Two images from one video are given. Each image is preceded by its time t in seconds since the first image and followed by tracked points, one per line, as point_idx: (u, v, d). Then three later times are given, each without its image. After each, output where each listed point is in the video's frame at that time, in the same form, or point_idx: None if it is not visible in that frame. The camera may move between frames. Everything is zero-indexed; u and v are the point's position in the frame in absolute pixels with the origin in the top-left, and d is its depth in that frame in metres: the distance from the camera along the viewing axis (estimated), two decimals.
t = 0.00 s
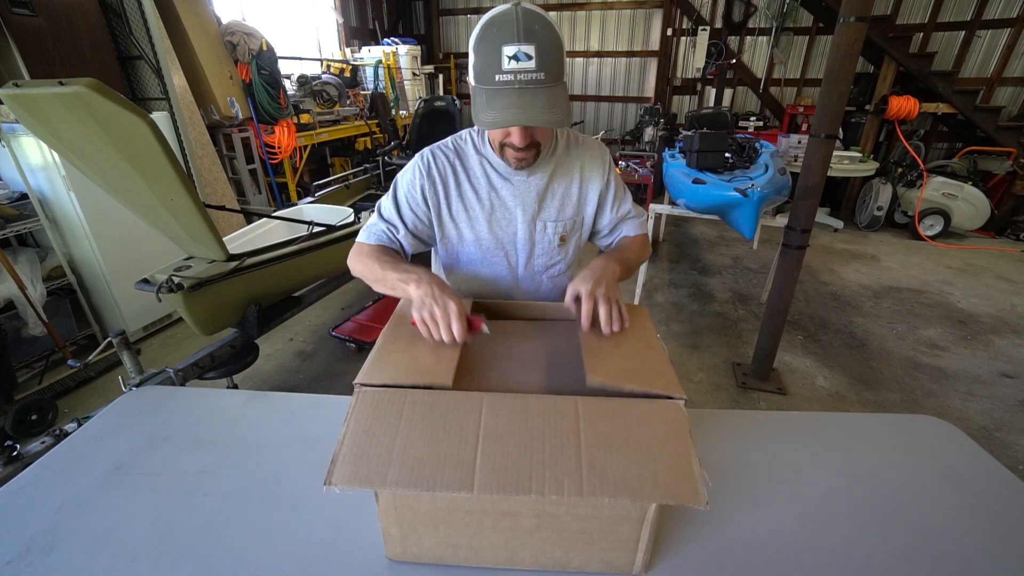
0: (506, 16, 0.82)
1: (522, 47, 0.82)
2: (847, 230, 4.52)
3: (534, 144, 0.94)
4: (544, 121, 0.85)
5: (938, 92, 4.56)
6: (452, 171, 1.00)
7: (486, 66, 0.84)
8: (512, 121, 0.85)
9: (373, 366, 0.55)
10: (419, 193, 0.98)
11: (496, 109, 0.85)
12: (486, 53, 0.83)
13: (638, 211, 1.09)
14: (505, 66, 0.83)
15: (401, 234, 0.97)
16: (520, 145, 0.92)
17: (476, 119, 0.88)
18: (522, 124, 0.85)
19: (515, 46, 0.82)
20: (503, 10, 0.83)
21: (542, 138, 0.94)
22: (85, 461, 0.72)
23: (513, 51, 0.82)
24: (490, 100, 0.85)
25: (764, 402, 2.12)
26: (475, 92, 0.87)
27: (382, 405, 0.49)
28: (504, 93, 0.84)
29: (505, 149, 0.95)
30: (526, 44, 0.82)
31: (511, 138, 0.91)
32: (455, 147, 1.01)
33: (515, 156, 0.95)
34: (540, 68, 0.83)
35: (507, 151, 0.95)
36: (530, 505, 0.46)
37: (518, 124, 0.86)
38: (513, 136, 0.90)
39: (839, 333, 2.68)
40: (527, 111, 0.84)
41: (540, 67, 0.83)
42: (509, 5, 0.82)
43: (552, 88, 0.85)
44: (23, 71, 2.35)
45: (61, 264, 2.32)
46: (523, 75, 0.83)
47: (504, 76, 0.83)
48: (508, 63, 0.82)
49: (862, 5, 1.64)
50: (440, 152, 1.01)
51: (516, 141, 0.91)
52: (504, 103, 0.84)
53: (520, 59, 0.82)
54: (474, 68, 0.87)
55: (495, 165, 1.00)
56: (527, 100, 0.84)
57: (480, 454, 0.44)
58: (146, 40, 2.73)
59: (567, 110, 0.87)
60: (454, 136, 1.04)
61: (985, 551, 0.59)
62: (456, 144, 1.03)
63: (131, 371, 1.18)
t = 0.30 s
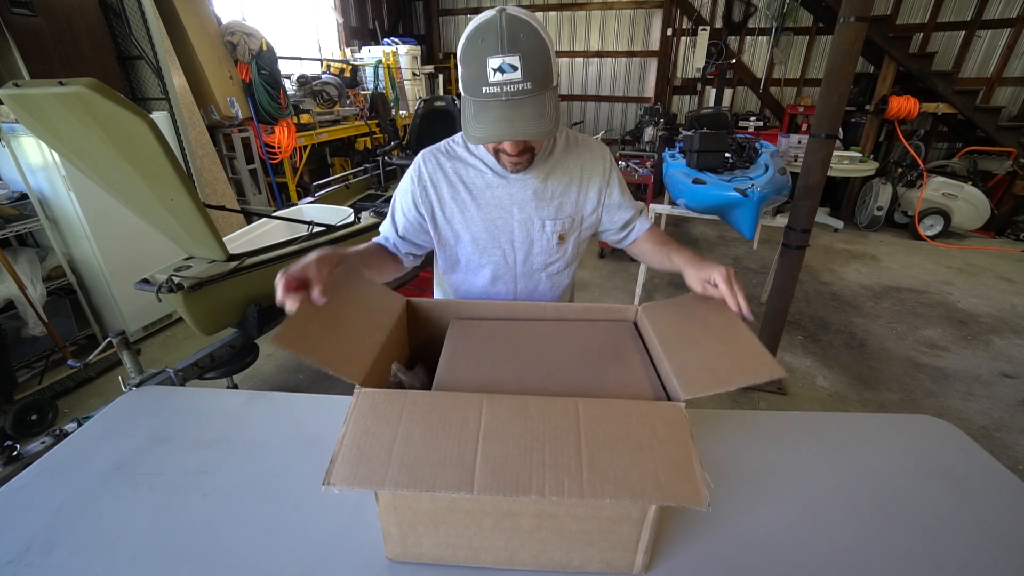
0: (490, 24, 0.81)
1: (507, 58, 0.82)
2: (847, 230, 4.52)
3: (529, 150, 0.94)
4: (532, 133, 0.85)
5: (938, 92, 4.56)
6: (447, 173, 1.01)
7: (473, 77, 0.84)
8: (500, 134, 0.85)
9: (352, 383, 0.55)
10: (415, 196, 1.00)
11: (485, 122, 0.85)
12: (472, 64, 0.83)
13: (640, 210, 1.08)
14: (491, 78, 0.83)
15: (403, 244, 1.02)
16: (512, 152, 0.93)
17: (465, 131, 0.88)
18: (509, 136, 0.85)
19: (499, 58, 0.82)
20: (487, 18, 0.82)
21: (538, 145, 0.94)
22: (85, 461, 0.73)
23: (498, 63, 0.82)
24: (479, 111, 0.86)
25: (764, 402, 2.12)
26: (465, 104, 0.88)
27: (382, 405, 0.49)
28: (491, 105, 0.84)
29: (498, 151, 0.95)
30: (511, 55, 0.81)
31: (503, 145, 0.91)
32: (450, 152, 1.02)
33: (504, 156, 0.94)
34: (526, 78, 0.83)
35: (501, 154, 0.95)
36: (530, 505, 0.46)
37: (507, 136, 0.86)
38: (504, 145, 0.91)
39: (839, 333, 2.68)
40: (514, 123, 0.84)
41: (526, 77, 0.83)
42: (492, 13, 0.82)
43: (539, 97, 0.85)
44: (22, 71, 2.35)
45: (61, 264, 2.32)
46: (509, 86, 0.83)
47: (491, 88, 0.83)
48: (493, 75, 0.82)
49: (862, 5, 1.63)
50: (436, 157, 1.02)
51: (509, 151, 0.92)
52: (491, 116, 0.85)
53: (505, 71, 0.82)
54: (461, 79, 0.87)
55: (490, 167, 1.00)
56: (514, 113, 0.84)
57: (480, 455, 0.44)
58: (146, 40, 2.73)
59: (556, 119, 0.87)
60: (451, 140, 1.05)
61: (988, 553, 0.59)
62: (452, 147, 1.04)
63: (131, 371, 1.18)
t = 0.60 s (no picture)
0: (463, 22, 0.82)
1: (468, 54, 0.81)
2: (847, 230, 4.52)
3: (496, 149, 0.93)
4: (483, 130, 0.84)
5: (938, 92, 4.56)
6: (435, 179, 1.00)
7: (440, 70, 0.86)
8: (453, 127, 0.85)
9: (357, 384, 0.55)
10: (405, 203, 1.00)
11: (441, 114, 0.86)
12: (440, 58, 0.85)
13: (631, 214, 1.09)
14: (452, 71, 0.84)
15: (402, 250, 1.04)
16: (479, 150, 0.93)
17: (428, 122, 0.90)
18: (457, 130, 0.84)
19: (461, 53, 0.82)
20: (465, 16, 0.84)
21: (506, 145, 0.94)
22: (85, 461, 0.73)
23: (459, 57, 0.82)
24: (439, 104, 0.87)
25: (764, 402, 2.12)
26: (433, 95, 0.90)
27: (382, 404, 0.49)
28: (451, 97, 0.85)
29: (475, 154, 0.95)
30: (473, 51, 0.81)
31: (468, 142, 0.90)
32: (440, 157, 1.02)
33: (485, 160, 0.94)
34: (486, 76, 0.83)
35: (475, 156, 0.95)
36: (529, 505, 0.46)
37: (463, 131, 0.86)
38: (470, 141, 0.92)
39: (839, 333, 2.68)
40: (465, 118, 0.83)
41: (485, 74, 0.82)
42: (469, 11, 0.82)
43: (498, 96, 0.84)
44: (22, 71, 2.35)
45: (61, 264, 2.32)
46: (468, 82, 0.83)
47: (452, 81, 0.84)
48: (453, 69, 0.83)
49: (862, 5, 1.64)
50: (425, 162, 1.01)
51: (475, 147, 0.92)
52: (445, 108, 0.85)
53: (465, 66, 0.82)
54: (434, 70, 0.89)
55: (478, 171, 1.00)
56: (467, 108, 0.84)
57: (479, 454, 0.44)
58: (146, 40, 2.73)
59: (512, 120, 0.85)
60: (440, 144, 1.04)
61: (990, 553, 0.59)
62: (441, 152, 1.03)
63: (131, 370, 1.19)
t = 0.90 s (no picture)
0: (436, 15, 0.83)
1: (440, 44, 0.81)
2: (847, 230, 4.52)
3: (476, 138, 0.92)
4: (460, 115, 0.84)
5: (938, 92, 4.56)
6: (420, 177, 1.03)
7: (414, 63, 0.86)
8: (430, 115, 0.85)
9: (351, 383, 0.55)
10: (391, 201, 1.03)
11: (417, 104, 0.85)
12: (414, 50, 0.85)
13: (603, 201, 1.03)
14: (426, 62, 0.83)
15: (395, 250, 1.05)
16: (458, 141, 0.91)
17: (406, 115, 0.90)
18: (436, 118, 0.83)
19: (434, 42, 0.81)
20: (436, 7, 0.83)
21: (486, 134, 0.93)
22: (85, 461, 0.73)
23: (432, 47, 0.82)
24: (417, 95, 0.86)
25: (764, 402, 2.12)
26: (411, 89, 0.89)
27: (382, 405, 0.49)
28: (426, 88, 0.85)
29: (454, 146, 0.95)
30: (445, 40, 0.81)
31: (449, 133, 0.90)
32: (424, 155, 1.05)
33: (464, 152, 0.94)
34: (459, 63, 0.82)
35: (455, 146, 0.94)
36: (529, 506, 0.46)
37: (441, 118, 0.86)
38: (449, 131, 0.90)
39: (839, 333, 2.68)
40: (441, 106, 0.83)
41: (459, 62, 0.82)
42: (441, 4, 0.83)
43: (472, 83, 0.84)
44: (22, 71, 2.36)
45: (61, 264, 2.32)
46: (442, 70, 0.83)
47: (426, 71, 0.84)
48: (426, 59, 0.83)
49: (862, 5, 1.64)
50: (409, 161, 1.04)
51: (454, 137, 0.90)
52: (422, 98, 0.85)
53: (438, 55, 0.82)
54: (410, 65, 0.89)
55: (459, 165, 1.02)
56: (443, 96, 0.83)
57: (479, 454, 0.44)
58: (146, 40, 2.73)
59: (487, 106, 0.85)
60: (425, 145, 1.07)
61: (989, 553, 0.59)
62: (425, 151, 1.06)
63: (131, 370, 1.18)
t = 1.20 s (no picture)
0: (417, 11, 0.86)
1: (421, 33, 0.84)
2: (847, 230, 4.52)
3: (461, 129, 0.92)
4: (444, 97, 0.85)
5: (938, 92, 4.56)
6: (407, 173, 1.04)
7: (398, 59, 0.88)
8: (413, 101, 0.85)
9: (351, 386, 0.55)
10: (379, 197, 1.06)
11: (402, 93, 0.86)
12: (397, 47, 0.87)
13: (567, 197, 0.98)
14: (409, 53, 0.85)
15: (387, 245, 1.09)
16: (443, 132, 0.91)
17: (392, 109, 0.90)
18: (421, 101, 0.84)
19: (415, 33, 0.84)
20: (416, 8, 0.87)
21: (471, 125, 0.93)
22: (85, 461, 0.73)
23: (413, 37, 0.84)
24: (400, 88, 0.87)
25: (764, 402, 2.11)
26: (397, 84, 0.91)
27: (382, 406, 0.48)
28: (410, 77, 0.86)
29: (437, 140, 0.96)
30: (425, 30, 0.84)
31: (433, 124, 0.90)
32: (413, 152, 1.06)
33: (450, 144, 0.94)
34: (439, 51, 0.84)
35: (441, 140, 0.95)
36: (530, 505, 0.46)
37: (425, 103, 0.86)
38: (432, 121, 0.91)
39: (840, 333, 2.68)
40: (425, 91, 0.84)
41: (440, 49, 0.84)
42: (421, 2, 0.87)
43: (455, 68, 0.85)
44: (22, 71, 2.36)
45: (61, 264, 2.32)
46: (424, 58, 0.84)
47: (408, 62, 0.85)
48: (408, 48, 0.85)
49: (862, 5, 1.63)
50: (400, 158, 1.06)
51: (439, 128, 0.90)
52: (406, 88, 0.85)
53: (419, 44, 0.84)
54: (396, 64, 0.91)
55: (443, 162, 1.02)
56: (426, 81, 0.84)
57: (479, 454, 0.44)
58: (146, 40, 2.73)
59: (469, 89, 0.87)
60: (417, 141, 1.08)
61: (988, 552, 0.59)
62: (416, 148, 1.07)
63: (131, 370, 1.18)
